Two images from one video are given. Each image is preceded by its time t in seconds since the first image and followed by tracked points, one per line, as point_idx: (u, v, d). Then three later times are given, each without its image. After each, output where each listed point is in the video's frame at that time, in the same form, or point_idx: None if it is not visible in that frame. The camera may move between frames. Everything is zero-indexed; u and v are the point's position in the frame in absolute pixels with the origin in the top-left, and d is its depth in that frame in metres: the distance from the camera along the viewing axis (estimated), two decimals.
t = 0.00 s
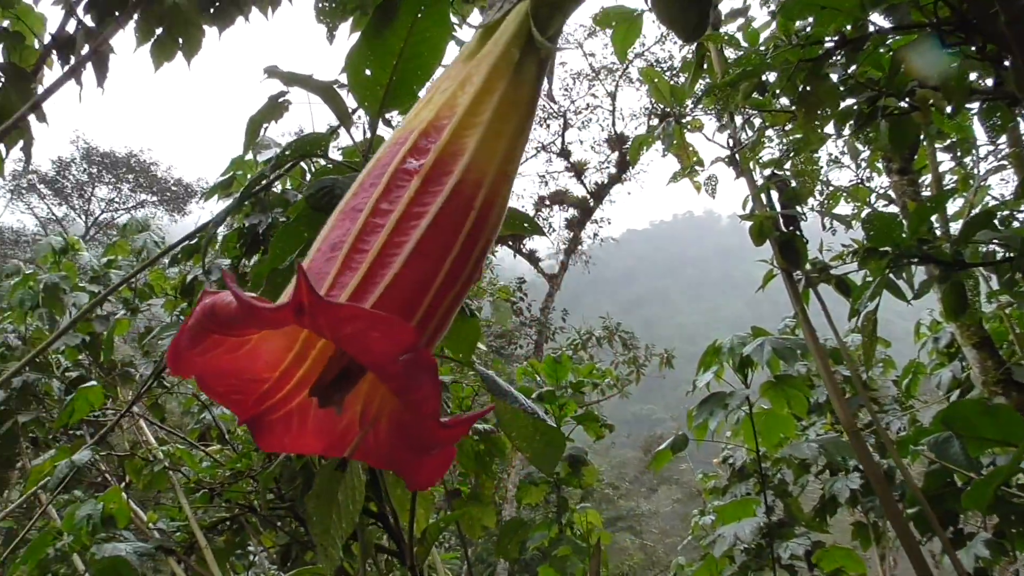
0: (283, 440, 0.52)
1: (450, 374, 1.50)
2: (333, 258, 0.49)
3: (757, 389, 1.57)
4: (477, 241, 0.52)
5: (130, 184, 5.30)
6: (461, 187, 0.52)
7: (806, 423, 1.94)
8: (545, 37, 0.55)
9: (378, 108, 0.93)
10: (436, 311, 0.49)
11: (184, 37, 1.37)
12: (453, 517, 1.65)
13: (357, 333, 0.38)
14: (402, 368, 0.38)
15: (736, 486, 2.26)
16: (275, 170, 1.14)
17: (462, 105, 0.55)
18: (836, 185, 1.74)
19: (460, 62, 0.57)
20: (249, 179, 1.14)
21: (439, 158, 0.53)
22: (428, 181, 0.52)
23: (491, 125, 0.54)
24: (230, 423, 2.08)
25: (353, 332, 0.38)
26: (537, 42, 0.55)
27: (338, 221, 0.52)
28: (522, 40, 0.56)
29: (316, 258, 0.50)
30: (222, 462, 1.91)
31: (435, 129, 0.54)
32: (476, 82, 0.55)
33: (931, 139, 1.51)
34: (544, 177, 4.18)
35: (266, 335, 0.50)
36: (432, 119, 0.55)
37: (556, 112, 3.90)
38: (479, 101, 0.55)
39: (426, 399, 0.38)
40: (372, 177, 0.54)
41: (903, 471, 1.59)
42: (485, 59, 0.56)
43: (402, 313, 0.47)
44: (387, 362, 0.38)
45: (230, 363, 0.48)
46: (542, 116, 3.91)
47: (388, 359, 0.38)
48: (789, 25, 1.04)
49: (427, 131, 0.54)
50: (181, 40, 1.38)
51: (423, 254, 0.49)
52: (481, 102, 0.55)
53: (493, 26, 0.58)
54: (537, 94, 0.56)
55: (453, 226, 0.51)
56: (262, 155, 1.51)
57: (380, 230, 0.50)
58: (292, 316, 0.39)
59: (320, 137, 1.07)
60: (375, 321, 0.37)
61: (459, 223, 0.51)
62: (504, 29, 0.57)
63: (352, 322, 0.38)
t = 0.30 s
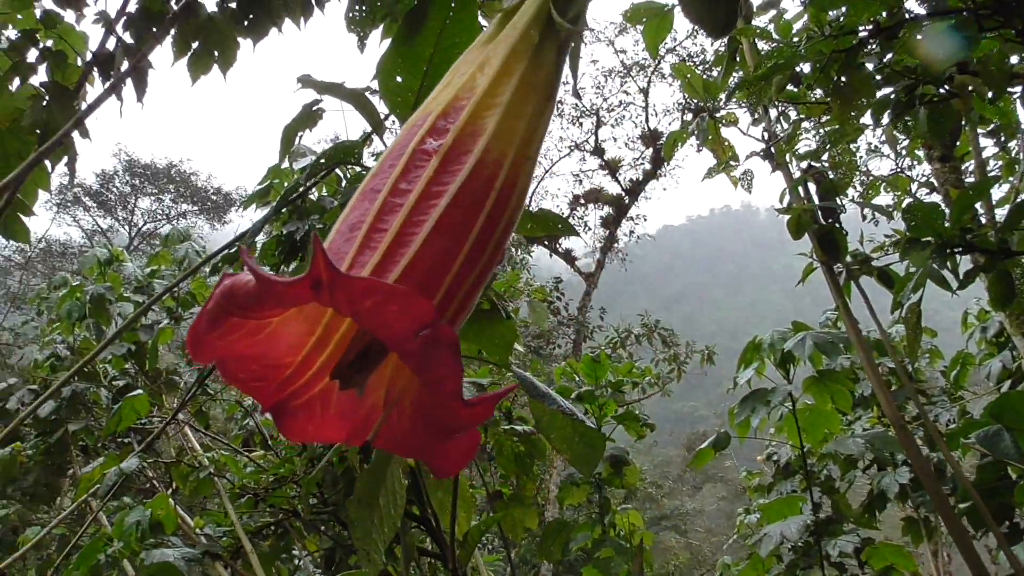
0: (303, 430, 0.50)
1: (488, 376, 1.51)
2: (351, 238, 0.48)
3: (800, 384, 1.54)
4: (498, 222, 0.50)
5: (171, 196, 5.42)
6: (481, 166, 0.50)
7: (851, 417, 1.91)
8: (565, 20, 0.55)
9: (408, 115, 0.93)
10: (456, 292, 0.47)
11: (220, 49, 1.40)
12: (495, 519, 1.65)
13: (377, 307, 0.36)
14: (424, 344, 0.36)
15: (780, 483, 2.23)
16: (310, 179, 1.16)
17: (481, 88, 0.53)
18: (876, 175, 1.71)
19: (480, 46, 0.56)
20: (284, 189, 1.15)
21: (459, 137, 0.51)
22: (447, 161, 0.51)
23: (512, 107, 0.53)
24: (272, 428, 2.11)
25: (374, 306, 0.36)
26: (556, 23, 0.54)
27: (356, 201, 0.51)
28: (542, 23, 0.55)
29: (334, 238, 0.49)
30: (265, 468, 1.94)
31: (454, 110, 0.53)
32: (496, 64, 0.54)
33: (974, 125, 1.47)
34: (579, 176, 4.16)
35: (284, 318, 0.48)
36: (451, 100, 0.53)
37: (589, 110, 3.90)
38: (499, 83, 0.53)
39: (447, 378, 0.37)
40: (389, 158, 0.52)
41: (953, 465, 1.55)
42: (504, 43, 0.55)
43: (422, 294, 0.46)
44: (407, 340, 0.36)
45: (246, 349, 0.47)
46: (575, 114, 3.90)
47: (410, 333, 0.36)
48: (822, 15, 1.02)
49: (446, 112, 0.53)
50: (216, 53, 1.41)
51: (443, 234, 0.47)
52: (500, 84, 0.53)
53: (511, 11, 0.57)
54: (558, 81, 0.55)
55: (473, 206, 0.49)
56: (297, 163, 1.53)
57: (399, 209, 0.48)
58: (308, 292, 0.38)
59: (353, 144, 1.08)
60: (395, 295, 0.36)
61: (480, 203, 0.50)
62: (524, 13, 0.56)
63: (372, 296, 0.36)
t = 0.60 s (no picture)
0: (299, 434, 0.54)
1: (492, 373, 1.51)
2: (348, 240, 0.51)
3: (804, 383, 1.54)
4: (495, 222, 0.53)
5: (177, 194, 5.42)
6: (477, 168, 0.53)
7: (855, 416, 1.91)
8: (565, 19, 0.58)
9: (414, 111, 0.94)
10: (451, 291, 0.50)
11: (226, 47, 1.41)
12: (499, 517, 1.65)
13: (371, 312, 0.39)
14: (420, 348, 0.39)
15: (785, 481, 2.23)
16: (315, 177, 1.17)
17: (479, 88, 0.56)
18: (881, 173, 1.70)
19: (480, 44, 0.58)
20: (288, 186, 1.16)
21: (455, 140, 0.54)
22: (443, 163, 0.53)
23: (509, 108, 0.56)
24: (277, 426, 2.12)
25: (367, 312, 0.39)
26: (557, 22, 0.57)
27: (353, 203, 0.53)
28: (541, 21, 0.58)
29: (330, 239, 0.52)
30: (270, 465, 1.94)
31: (452, 110, 0.55)
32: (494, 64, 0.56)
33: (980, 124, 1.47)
34: (585, 174, 4.15)
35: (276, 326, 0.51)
36: (450, 100, 0.56)
37: (595, 109, 3.89)
38: (498, 82, 0.56)
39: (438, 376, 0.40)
40: (387, 159, 0.55)
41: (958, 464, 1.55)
42: (505, 41, 0.57)
43: (418, 291, 0.49)
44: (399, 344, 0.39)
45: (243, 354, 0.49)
46: (581, 113, 3.90)
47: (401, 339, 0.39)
48: (827, 14, 1.02)
49: (445, 112, 0.55)
50: (222, 50, 1.41)
51: (441, 235, 0.50)
52: (500, 82, 0.56)
53: (511, 11, 0.59)
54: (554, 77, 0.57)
55: (469, 206, 0.52)
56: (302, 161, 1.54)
57: (395, 211, 0.51)
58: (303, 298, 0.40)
59: (358, 141, 1.09)
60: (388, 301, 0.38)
61: (477, 203, 0.52)
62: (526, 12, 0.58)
63: (365, 304, 0.38)
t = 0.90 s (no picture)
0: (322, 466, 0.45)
1: (462, 373, 1.52)
2: (348, 278, 0.47)
3: (769, 390, 1.56)
4: (489, 250, 0.49)
5: (150, 183, 5.36)
6: (469, 193, 0.48)
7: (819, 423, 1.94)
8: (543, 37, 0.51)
9: (389, 110, 0.95)
10: (447, 323, 0.47)
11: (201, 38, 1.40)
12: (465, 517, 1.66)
13: (367, 351, 0.36)
14: (415, 378, 0.36)
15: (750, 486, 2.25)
16: (289, 174, 1.17)
17: (464, 110, 0.50)
18: (850, 186, 1.74)
19: (462, 65, 0.53)
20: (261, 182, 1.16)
21: (445, 167, 0.49)
22: (434, 194, 0.49)
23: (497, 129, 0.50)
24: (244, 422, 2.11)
25: (364, 349, 0.36)
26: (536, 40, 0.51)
27: (352, 239, 0.50)
28: (523, 37, 0.51)
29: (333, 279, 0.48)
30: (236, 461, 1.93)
31: (438, 137, 0.50)
32: (477, 83, 0.50)
33: (945, 141, 1.50)
34: (562, 177, 4.17)
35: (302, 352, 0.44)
36: (435, 127, 0.50)
37: (575, 113, 3.91)
38: (483, 103, 0.50)
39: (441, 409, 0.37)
40: (379, 193, 0.51)
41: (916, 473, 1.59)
42: (485, 63, 0.51)
43: (413, 333, 0.46)
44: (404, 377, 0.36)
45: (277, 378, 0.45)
46: (560, 116, 3.92)
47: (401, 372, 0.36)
48: (798, 30, 1.04)
49: (433, 141, 0.50)
50: (198, 41, 1.41)
51: (434, 266, 0.47)
52: (483, 105, 0.50)
53: (491, 30, 0.53)
54: (538, 94, 0.51)
55: (464, 236, 0.48)
56: (277, 156, 1.53)
57: (391, 246, 0.48)
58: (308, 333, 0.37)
59: (331, 139, 1.09)
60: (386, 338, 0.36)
61: (469, 233, 0.48)
62: (506, 28, 0.52)
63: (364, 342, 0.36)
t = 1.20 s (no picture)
0: None
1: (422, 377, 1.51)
2: (385, 412, 0.45)
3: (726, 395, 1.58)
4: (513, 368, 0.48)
5: (106, 181, 5.25)
6: (495, 315, 0.47)
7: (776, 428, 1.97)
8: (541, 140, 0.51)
9: (348, 112, 0.97)
10: (483, 451, 0.45)
11: (159, 35, 1.38)
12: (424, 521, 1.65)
13: (433, 505, 0.35)
14: (477, 522, 0.36)
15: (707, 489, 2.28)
16: (248, 174, 1.15)
17: (480, 227, 0.48)
18: (807, 195, 1.77)
19: (467, 178, 0.51)
20: (219, 181, 1.15)
21: (469, 290, 0.47)
22: (460, 317, 0.47)
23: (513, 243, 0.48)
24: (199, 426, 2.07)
25: (429, 489, 0.35)
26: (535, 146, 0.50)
27: (379, 364, 0.48)
28: (522, 143, 0.51)
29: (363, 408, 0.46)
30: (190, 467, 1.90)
31: (456, 258, 0.48)
32: (490, 197, 0.49)
33: (899, 152, 1.54)
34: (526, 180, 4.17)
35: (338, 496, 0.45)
36: (453, 246, 0.48)
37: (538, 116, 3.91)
38: (497, 220, 0.48)
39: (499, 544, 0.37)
40: (403, 314, 0.48)
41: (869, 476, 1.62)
42: (493, 178, 0.50)
43: (458, 468, 0.44)
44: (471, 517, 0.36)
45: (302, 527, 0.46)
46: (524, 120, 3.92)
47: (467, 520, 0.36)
48: (756, 42, 1.06)
49: (451, 260, 0.49)
50: (155, 37, 1.38)
51: (470, 393, 0.45)
52: (495, 220, 0.48)
53: (488, 133, 0.52)
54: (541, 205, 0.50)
55: (493, 358, 0.46)
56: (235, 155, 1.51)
57: (426, 374, 0.46)
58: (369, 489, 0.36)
59: (291, 140, 1.08)
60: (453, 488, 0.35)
61: (496, 355, 0.47)
62: (504, 135, 0.51)
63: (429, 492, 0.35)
